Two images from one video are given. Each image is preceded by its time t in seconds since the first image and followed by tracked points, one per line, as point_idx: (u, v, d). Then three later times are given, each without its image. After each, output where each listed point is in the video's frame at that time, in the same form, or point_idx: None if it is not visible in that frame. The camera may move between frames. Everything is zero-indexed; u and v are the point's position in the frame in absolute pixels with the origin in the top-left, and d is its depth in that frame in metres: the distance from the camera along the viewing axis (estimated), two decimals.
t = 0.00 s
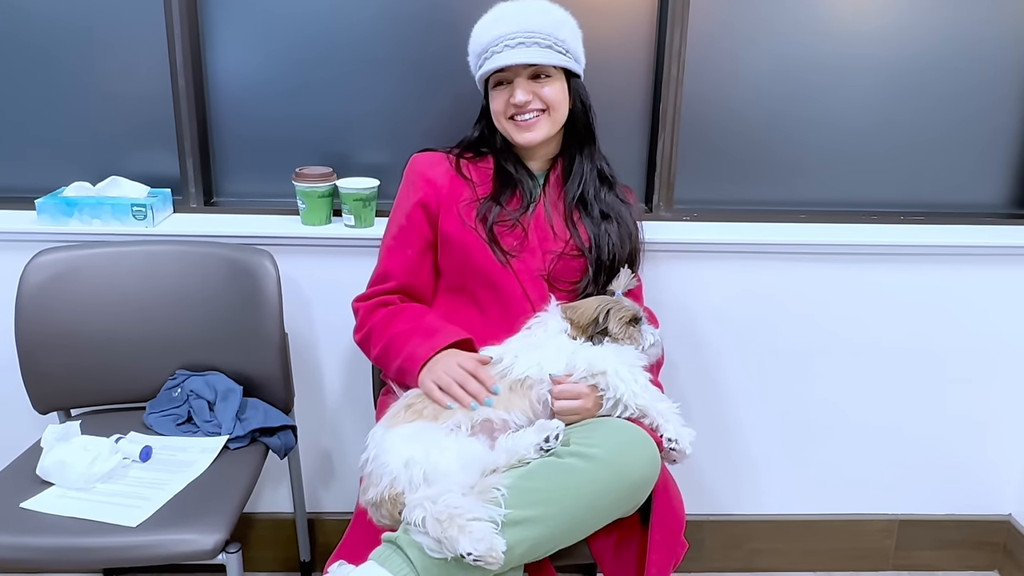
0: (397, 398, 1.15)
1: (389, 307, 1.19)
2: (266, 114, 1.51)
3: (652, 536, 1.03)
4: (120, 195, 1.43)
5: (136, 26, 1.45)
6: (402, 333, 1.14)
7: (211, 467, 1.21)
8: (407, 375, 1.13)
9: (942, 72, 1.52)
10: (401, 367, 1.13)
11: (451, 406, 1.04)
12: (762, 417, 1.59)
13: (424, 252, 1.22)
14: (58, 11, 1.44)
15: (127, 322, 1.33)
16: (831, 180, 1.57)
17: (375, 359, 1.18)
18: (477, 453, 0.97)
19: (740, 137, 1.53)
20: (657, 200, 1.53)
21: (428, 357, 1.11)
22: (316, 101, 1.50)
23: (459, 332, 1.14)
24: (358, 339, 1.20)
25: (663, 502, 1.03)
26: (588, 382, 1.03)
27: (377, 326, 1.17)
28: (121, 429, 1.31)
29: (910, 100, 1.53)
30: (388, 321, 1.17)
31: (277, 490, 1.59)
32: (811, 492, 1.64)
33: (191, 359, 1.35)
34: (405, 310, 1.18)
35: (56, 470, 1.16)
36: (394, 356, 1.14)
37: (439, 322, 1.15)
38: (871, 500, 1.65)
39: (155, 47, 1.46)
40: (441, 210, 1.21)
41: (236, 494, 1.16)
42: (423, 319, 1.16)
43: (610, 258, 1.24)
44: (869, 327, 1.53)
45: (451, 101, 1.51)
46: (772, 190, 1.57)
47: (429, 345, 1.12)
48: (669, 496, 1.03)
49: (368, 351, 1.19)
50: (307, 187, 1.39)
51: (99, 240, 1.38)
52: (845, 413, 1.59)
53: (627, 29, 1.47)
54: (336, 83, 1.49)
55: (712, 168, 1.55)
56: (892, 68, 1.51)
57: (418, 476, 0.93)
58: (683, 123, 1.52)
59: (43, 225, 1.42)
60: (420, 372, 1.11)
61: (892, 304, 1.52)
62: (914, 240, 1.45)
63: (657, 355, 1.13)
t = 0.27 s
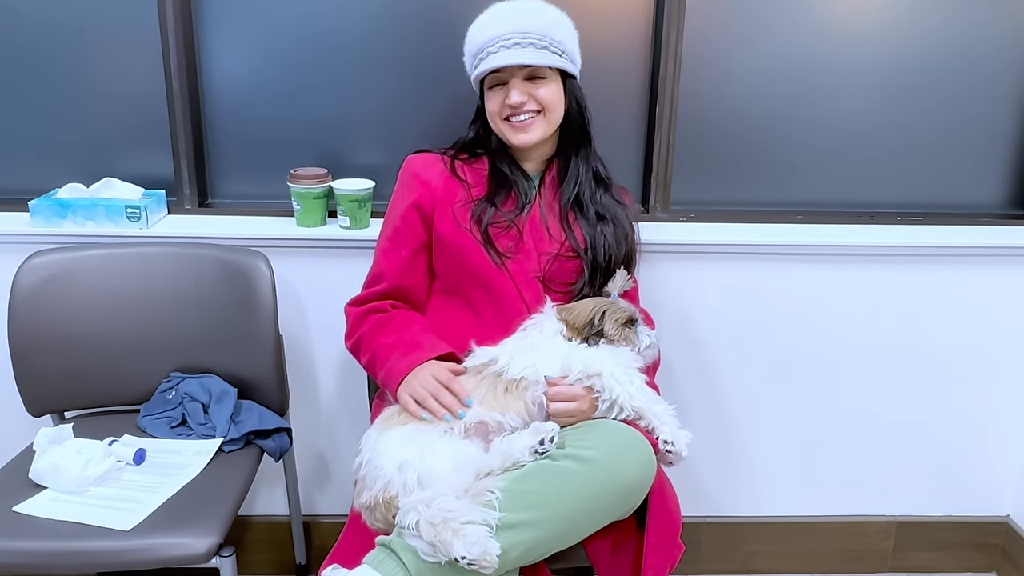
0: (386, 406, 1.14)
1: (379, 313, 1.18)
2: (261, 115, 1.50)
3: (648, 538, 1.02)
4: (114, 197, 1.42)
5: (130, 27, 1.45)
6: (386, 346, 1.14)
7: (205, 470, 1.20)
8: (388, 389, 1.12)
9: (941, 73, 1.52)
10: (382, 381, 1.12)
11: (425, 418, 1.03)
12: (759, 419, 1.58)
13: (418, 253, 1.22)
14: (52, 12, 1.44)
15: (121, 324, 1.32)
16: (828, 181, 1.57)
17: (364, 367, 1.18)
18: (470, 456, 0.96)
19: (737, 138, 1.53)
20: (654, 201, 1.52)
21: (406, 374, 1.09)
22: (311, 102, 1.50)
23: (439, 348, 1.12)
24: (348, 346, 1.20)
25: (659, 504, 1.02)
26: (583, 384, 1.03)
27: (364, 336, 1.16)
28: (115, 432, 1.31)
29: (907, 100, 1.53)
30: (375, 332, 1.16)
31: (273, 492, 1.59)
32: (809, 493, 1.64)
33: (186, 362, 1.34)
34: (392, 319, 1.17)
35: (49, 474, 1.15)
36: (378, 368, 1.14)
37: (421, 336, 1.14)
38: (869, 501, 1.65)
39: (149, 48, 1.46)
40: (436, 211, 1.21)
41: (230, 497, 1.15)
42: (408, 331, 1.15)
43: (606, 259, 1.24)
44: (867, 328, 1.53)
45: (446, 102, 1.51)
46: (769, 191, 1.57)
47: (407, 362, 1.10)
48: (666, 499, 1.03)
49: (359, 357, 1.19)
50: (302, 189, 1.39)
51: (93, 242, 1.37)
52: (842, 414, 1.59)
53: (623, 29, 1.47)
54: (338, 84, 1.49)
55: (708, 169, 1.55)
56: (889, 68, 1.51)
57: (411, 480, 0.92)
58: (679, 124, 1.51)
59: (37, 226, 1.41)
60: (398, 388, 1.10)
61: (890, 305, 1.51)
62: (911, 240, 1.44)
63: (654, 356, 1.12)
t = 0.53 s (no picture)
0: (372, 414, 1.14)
1: (369, 318, 1.18)
2: (255, 114, 1.50)
3: (644, 539, 1.02)
4: (108, 196, 1.42)
5: (124, 26, 1.44)
6: (370, 358, 1.14)
7: (200, 471, 1.20)
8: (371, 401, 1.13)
9: (940, 73, 1.51)
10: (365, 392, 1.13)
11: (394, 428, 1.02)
12: (757, 418, 1.58)
13: (413, 252, 1.21)
14: (44, 10, 1.43)
15: (115, 324, 1.31)
16: (825, 180, 1.56)
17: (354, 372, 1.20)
18: (465, 457, 0.95)
19: (734, 137, 1.52)
20: (651, 200, 1.52)
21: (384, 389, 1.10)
22: (306, 101, 1.49)
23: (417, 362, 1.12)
24: (341, 349, 1.21)
25: (655, 504, 1.02)
26: (579, 384, 1.02)
27: (352, 343, 1.18)
28: (109, 432, 1.30)
29: (904, 99, 1.52)
30: (362, 340, 1.17)
31: (268, 493, 1.58)
32: (806, 493, 1.64)
33: (180, 362, 1.34)
34: (378, 327, 1.17)
35: (43, 475, 1.15)
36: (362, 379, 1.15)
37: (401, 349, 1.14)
38: (867, 500, 1.65)
39: (142, 47, 1.45)
40: (431, 210, 1.20)
41: (225, 498, 1.15)
42: (391, 343, 1.15)
43: (602, 258, 1.23)
44: (864, 327, 1.52)
45: (441, 101, 1.50)
46: (766, 190, 1.56)
47: (385, 377, 1.11)
48: (662, 499, 1.02)
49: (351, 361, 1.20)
50: (297, 188, 1.38)
51: (87, 241, 1.37)
52: (840, 413, 1.58)
53: (620, 28, 1.46)
54: (336, 83, 1.48)
55: (705, 168, 1.54)
56: (886, 67, 1.50)
57: (406, 481, 0.91)
58: (676, 123, 1.51)
59: (31, 226, 1.41)
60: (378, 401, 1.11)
61: (888, 304, 1.51)
62: (909, 239, 1.44)
63: (650, 356, 1.12)
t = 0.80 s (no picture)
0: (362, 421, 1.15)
1: (365, 322, 1.19)
2: (255, 115, 1.50)
3: (644, 539, 1.02)
4: (109, 197, 1.42)
5: (123, 27, 1.44)
6: (361, 365, 1.15)
7: (200, 471, 1.20)
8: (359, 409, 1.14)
9: (941, 73, 1.51)
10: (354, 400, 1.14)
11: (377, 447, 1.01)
12: (757, 418, 1.58)
13: (413, 254, 1.22)
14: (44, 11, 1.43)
15: (115, 325, 1.32)
16: (825, 180, 1.56)
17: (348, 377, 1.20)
18: (465, 458, 0.95)
19: (734, 138, 1.52)
20: (651, 201, 1.52)
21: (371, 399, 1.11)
22: (305, 102, 1.49)
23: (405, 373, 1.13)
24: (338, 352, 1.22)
25: (654, 505, 1.02)
26: (579, 384, 1.02)
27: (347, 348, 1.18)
28: (109, 433, 1.30)
29: (903, 99, 1.52)
30: (356, 345, 1.18)
31: (269, 493, 1.58)
32: (806, 493, 1.64)
33: (180, 363, 1.34)
34: (371, 334, 1.18)
35: (43, 475, 1.15)
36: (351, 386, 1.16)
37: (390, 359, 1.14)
38: (867, 501, 1.65)
39: (142, 48, 1.45)
40: (430, 211, 1.20)
41: (225, 499, 1.15)
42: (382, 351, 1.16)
43: (602, 259, 1.23)
44: (864, 327, 1.52)
45: (441, 102, 1.50)
46: (766, 190, 1.56)
47: (372, 387, 1.12)
48: (661, 499, 1.02)
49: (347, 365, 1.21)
50: (297, 189, 1.38)
51: (87, 242, 1.37)
52: (840, 413, 1.58)
53: (619, 28, 1.46)
54: (337, 84, 1.48)
55: (705, 168, 1.54)
56: (885, 67, 1.50)
57: (406, 482, 0.92)
58: (676, 123, 1.51)
59: (31, 227, 1.41)
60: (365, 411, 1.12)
61: (887, 304, 1.51)
62: (908, 239, 1.44)
63: (649, 356, 1.12)
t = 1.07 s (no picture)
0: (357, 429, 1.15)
1: (365, 326, 1.19)
2: (256, 117, 1.50)
3: (643, 540, 1.02)
4: (110, 199, 1.42)
5: (125, 29, 1.45)
6: (357, 371, 1.15)
7: (201, 473, 1.20)
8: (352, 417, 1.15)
9: (940, 74, 1.52)
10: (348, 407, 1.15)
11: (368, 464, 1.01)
12: (756, 419, 1.58)
13: (414, 256, 1.22)
14: (46, 13, 1.44)
15: (116, 326, 1.32)
16: (824, 182, 1.57)
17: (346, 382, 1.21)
18: (466, 459, 0.95)
19: (734, 139, 1.53)
20: (651, 202, 1.52)
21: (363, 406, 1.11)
22: (306, 104, 1.50)
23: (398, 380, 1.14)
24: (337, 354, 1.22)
25: (654, 506, 1.02)
26: (579, 386, 1.02)
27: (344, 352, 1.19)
28: (111, 434, 1.31)
29: (902, 100, 1.53)
30: (355, 349, 1.18)
31: (269, 494, 1.58)
32: (806, 494, 1.64)
33: (182, 364, 1.34)
34: (367, 339, 1.18)
35: (45, 476, 1.15)
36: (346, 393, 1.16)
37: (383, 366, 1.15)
38: (867, 501, 1.65)
39: (143, 50, 1.46)
40: (432, 213, 1.21)
41: (226, 500, 1.15)
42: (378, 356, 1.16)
43: (602, 261, 1.24)
44: (863, 328, 1.53)
45: (441, 104, 1.51)
46: (765, 192, 1.57)
47: (366, 394, 1.12)
48: (661, 500, 1.03)
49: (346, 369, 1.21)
50: (298, 190, 1.39)
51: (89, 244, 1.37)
52: (839, 413, 1.58)
53: (620, 30, 1.47)
54: (338, 86, 1.49)
55: (705, 170, 1.55)
56: (884, 69, 1.51)
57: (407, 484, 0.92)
58: (676, 125, 1.51)
59: (33, 228, 1.41)
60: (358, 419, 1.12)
61: (887, 305, 1.51)
62: (908, 241, 1.44)
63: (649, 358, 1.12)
